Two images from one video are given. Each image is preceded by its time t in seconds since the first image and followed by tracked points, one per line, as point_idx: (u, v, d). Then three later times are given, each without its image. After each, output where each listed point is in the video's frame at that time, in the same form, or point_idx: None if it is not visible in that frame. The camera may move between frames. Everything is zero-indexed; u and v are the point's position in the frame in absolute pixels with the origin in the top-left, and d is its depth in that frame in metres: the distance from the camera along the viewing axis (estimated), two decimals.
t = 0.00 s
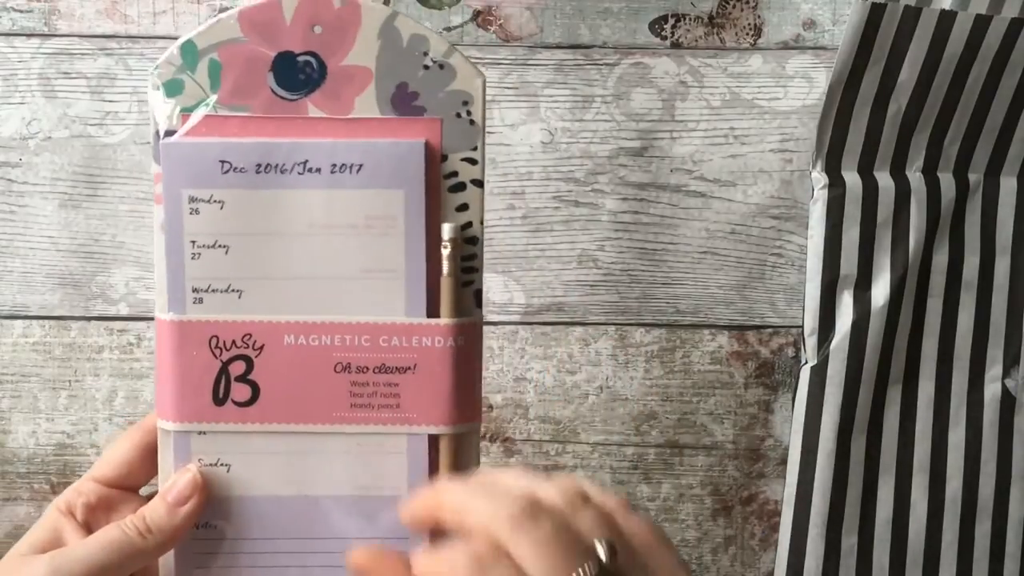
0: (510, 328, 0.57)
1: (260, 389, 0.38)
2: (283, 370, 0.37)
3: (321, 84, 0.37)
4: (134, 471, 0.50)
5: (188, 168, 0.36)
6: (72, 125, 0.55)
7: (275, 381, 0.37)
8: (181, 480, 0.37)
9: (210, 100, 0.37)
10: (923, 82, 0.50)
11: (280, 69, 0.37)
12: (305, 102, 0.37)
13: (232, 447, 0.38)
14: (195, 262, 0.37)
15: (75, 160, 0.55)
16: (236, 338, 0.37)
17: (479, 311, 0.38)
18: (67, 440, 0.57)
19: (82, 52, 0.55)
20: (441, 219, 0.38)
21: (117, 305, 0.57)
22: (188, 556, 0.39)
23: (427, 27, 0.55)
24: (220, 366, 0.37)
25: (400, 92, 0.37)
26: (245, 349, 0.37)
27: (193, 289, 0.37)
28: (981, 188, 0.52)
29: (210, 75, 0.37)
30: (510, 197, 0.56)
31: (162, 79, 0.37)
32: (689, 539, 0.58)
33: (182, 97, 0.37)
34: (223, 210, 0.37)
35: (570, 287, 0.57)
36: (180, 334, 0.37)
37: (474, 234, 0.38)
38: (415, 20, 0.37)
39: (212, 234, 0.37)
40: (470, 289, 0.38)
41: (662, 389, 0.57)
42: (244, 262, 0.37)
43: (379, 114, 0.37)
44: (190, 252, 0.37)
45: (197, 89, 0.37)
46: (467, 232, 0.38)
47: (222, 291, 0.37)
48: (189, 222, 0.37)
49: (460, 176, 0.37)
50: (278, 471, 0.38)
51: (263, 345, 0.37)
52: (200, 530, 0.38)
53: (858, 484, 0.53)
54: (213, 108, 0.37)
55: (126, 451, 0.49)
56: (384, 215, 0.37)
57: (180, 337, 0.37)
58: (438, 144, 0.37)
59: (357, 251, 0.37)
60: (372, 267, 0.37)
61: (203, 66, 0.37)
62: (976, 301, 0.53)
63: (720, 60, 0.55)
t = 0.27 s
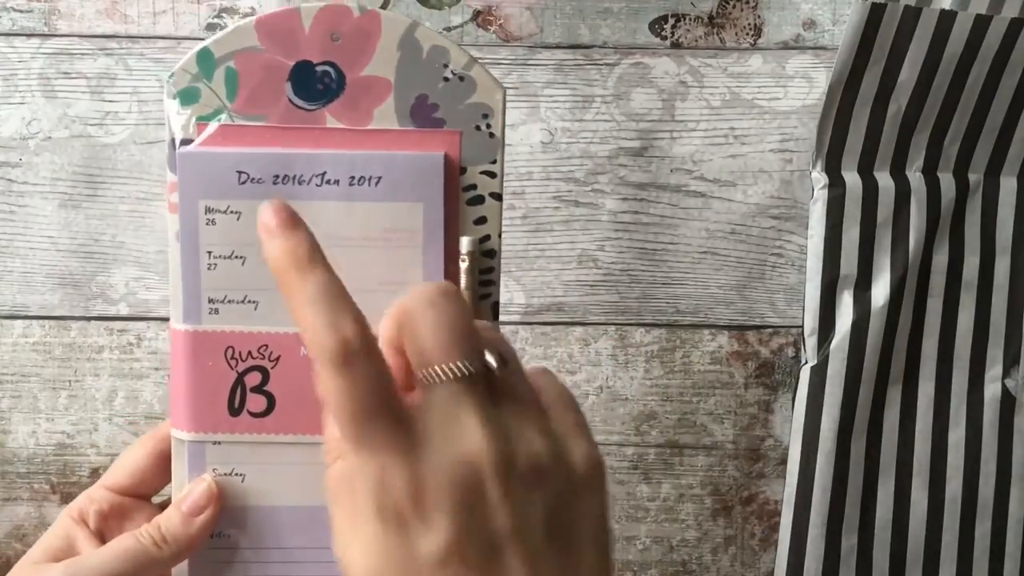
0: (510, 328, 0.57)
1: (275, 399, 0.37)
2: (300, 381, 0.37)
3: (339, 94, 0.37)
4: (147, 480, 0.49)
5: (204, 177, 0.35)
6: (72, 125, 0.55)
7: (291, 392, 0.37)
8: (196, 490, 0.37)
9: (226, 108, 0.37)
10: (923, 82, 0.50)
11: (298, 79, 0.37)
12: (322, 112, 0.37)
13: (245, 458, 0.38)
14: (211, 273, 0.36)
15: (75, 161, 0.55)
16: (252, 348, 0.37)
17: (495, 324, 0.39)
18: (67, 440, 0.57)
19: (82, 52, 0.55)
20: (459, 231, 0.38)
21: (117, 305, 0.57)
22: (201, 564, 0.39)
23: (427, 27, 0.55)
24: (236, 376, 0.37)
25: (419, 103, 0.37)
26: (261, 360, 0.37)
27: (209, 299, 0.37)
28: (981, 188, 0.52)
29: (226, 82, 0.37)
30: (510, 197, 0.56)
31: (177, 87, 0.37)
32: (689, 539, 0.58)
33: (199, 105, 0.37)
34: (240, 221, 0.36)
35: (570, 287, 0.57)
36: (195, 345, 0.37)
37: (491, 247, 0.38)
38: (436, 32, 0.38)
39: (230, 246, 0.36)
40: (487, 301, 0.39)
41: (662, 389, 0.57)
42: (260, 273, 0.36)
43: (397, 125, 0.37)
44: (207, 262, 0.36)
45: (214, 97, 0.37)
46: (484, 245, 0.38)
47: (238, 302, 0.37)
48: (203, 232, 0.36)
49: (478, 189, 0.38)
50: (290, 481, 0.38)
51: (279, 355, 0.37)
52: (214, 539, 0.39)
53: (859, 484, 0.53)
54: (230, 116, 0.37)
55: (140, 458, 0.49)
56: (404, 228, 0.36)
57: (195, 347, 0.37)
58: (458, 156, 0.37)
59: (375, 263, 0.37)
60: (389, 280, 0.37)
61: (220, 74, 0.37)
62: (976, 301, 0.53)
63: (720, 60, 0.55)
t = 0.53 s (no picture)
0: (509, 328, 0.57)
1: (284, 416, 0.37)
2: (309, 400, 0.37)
3: (358, 115, 0.36)
4: (153, 495, 0.48)
5: (219, 194, 0.35)
6: (72, 125, 0.55)
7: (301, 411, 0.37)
8: (200, 507, 0.36)
9: (245, 127, 0.35)
10: (923, 82, 0.50)
11: (317, 99, 0.36)
12: (339, 133, 0.36)
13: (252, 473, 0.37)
14: (225, 289, 0.36)
15: (75, 160, 0.55)
16: (262, 364, 0.36)
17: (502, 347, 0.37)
18: (67, 440, 0.57)
19: (83, 52, 0.55)
20: (471, 256, 0.36)
21: (117, 305, 0.57)
22: None
23: (427, 27, 0.55)
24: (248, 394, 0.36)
25: (435, 125, 0.36)
26: (270, 376, 0.36)
27: (221, 315, 0.36)
28: (981, 188, 0.52)
29: (246, 101, 0.35)
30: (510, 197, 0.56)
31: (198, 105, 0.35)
32: (689, 539, 0.58)
33: (218, 123, 0.35)
34: (255, 238, 0.35)
35: (570, 287, 0.57)
36: (206, 360, 0.36)
37: (503, 270, 0.36)
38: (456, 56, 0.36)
39: (243, 261, 0.35)
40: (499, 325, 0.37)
41: (662, 389, 0.57)
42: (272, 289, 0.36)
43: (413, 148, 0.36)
44: (220, 279, 0.35)
45: (234, 115, 0.35)
46: (495, 268, 0.36)
47: (249, 319, 0.36)
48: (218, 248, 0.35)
49: (490, 214, 0.36)
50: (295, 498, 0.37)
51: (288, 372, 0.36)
52: (218, 555, 0.38)
53: (859, 484, 0.53)
54: (248, 135, 0.35)
55: (147, 473, 0.48)
56: (417, 250, 0.35)
57: (207, 362, 0.36)
58: (472, 180, 0.36)
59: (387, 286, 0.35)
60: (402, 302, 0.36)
61: (240, 92, 0.35)
62: (976, 300, 0.53)
63: (720, 60, 0.55)
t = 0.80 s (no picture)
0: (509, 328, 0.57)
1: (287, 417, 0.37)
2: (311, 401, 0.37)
3: (357, 113, 0.36)
4: (155, 497, 0.48)
5: (220, 195, 0.35)
6: (72, 125, 0.55)
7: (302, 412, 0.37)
8: (204, 508, 0.36)
9: (243, 125, 0.35)
10: (923, 82, 0.50)
11: (316, 97, 0.36)
12: (339, 131, 0.36)
13: (255, 472, 0.37)
14: (225, 290, 0.36)
15: (75, 160, 0.55)
16: (265, 365, 0.36)
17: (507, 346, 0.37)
18: (67, 440, 0.57)
19: (83, 52, 0.55)
20: (474, 255, 0.36)
21: (117, 305, 0.57)
22: None
23: (427, 27, 0.55)
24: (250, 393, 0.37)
25: (437, 122, 0.36)
26: (273, 377, 0.36)
27: (222, 316, 0.36)
28: (981, 188, 0.52)
29: (245, 99, 0.35)
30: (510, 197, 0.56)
31: (195, 102, 0.35)
32: (689, 539, 0.58)
33: (215, 121, 0.35)
34: (255, 239, 0.35)
35: (570, 287, 0.57)
36: (208, 362, 0.36)
37: (507, 269, 0.37)
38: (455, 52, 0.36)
39: (244, 262, 0.35)
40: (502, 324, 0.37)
41: (662, 389, 0.57)
42: (274, 290, 0.36)
43: (415, 146, 0.36)
44: (221, 280, 0.35)
45: (231, 114, 0.35)
46: (499, 267, 0.37)
47: (251, 320, 0.36)
48: (219, 249, 0.35)
49: (494, 213, 0.36)
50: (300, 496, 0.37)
51: (291, 373, 0.36)
52: (222, 555, 0.38)
53: (858, 484, 0.53)
54: (247, 133, 0.35)
55: (149, 475, 0.47)
56: (418, 250, 0.35)
57: (207, 362, 0.36)
58: (474, 178, 0.36)
59: (390, 284, 0.35)
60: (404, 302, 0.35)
61: (238, 91, 0.35)
62: (976, 301, 0.53)
63: (720, 60, 0.55)
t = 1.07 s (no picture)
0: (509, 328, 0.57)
1: (275, 413, 0.37)
2: (299, 396, 0.37)
3: (342, 108, 0.35)
4: (148, 494, 0.48)
5: (206, 191, 0.35)
6: (72, 125, 0.55)
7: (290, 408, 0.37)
8: (195, 503, 0.36)
9: (228, 121, 0.35)
10: (923, 81, 0.50)
11: (300, 92, 0.35)
12: (324, 125, 0.35)
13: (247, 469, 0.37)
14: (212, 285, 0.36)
15: (76, 161, 0.55)
16: (253, 361, 0.36)
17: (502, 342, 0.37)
18: (67, 440, 0.57)
19: (83, 52, 0.55)
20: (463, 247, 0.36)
21: (117, 305, 0.57)
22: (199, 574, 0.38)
23: (427, 28, 0.55)
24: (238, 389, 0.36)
25: (422, 115, 0.36)
26: (261, 374, 0.36)
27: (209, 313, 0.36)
28: (981, 188, 0.52)
29: (228, 95, 0.35)
30: (510, 197, 0.56)
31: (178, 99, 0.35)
32: (689, 539, 0.58)
33: (200, 117, 0.35)
34: (241, 234, 0.35)
35: (570, 287, 0.57)
36: (195, 358, 0.36)
37: (495, 262, 0.36)
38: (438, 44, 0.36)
39: (231, 258, 0.35)
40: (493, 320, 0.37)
41: (662, 389, 0.57)
42: (262, 284, 0.36)
43: (400, 139, 0.35)
44: (207, 276, 0.36)
45: (215, 109, 0.35)
46: (487, 260, 0.36)
47: (238, 316, 0.36)
48: (206, 244, 0.35)
49: (479, 205, 0.36)
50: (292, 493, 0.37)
51: (279, 369, 0.36)
52: (213, 551, 0.38)
53: (858, 484, 0.53)
54: (232, 129, 0.35)
55: (143, 472, 0.47)
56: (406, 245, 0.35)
57: (195, 358, 0.36)
58: (460, 171, 0.35)
59: (378, 278, 0.35)
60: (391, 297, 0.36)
61: (222, 87, 0.35)
62: (976, 301, 0.53)
63: (720, 60, 0.55)
